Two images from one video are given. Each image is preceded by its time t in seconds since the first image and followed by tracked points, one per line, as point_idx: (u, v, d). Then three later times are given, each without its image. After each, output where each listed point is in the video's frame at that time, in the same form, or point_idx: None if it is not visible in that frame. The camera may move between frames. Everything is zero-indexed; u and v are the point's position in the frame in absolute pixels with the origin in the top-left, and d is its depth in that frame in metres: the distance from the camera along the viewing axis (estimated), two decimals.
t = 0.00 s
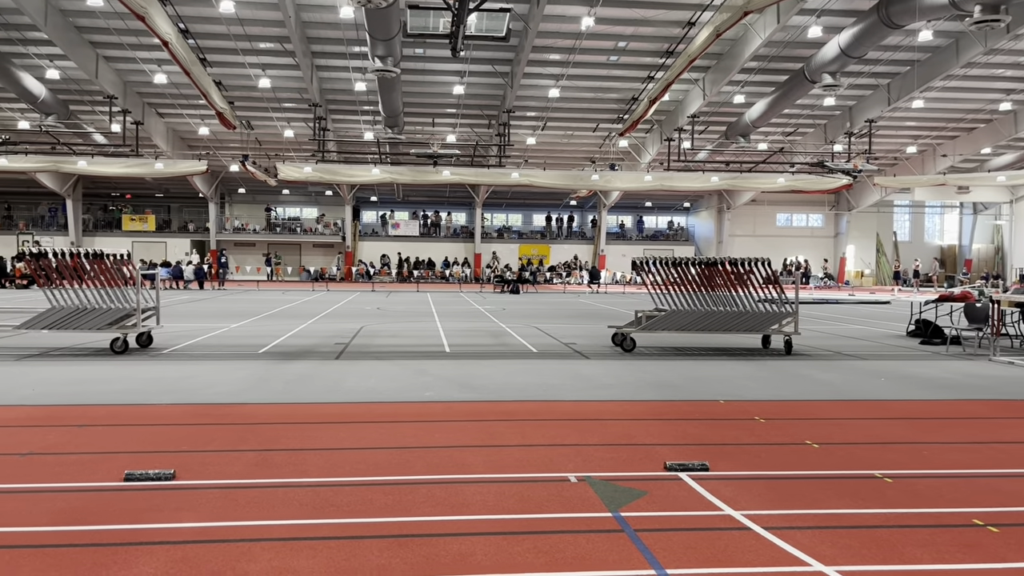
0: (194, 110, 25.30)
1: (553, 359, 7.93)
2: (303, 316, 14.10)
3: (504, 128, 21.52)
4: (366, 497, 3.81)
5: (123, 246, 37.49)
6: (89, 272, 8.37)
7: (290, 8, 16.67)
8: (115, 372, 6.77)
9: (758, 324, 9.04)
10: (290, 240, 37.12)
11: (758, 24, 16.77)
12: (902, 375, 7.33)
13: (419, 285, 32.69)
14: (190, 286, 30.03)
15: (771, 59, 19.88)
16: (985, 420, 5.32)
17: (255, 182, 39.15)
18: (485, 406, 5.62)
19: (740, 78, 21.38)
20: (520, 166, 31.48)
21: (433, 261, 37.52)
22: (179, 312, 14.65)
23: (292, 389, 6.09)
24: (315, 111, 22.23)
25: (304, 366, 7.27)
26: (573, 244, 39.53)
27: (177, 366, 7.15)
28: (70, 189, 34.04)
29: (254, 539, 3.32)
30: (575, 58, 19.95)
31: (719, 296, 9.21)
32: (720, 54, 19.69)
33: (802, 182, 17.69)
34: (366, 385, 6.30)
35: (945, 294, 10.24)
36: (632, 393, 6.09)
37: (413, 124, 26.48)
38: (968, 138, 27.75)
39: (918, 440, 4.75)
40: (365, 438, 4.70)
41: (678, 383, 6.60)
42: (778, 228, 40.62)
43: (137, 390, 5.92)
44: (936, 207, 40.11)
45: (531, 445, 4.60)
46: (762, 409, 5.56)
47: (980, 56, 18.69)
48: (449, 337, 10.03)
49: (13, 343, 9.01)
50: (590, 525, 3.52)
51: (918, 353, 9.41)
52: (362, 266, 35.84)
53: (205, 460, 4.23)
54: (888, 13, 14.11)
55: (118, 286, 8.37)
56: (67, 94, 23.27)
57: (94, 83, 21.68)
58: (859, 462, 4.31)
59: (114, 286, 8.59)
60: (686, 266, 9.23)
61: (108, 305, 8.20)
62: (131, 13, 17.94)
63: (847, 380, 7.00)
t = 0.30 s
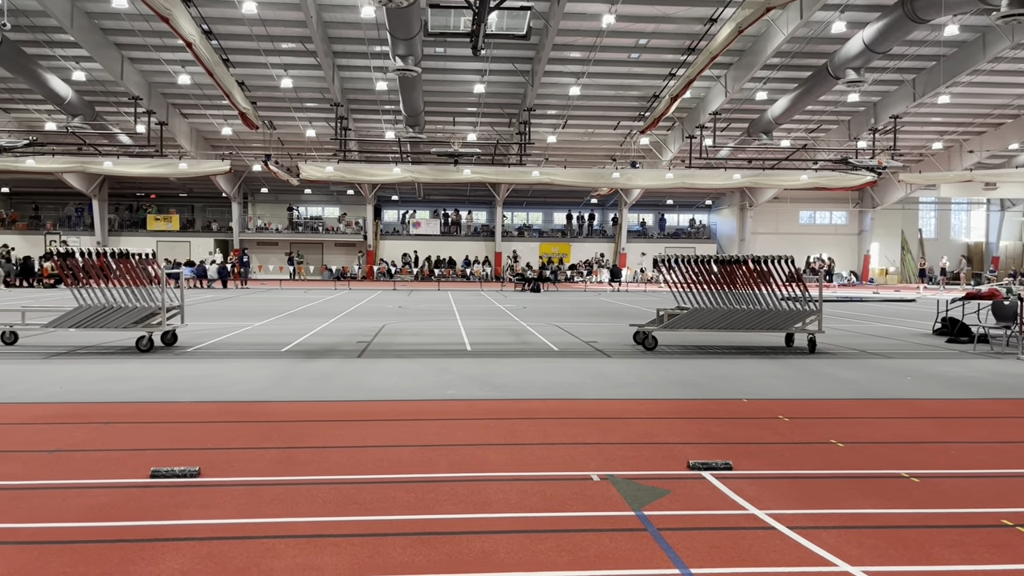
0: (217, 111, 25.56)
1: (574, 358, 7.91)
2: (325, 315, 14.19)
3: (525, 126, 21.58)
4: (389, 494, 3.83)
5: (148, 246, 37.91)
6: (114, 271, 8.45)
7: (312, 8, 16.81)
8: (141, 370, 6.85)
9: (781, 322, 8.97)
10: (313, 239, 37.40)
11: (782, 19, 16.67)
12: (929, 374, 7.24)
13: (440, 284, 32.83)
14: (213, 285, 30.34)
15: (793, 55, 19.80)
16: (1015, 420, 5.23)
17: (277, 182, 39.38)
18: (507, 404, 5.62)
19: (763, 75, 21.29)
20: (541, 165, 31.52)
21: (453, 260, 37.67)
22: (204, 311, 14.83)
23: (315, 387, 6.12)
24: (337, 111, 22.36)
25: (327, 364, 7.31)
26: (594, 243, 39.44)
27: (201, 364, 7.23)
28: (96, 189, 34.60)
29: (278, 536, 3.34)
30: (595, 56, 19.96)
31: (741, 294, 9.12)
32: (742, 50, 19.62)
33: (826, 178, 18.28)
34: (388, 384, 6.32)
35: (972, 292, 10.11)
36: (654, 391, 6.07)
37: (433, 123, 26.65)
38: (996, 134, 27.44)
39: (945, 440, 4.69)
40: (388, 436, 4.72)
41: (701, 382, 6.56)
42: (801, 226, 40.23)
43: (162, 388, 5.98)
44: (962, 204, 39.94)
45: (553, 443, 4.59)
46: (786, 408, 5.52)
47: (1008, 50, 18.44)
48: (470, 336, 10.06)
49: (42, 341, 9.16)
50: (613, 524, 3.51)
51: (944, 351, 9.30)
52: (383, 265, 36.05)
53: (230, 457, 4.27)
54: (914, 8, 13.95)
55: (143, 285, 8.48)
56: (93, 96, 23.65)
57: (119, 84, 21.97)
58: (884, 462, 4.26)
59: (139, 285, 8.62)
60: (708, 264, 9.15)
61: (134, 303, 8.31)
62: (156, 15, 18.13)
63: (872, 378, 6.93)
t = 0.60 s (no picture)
0: (239, 111, 25.80)
1: (595, 357, 7.91)
2: (347, 314, 14.30)
3: (545, 124, 21.61)
4: (412, 493, 3.83)
5: (172, 246, 38.36)
6: (139, 271, 8.54)
7: (333, 8, 16.93)
8: (166, 368, 6.93)
9: (804, 320, 8.93)
10: (334, 238, 37.72)
11: (804, 16, 16.57)
12: (956, 373, 7.15)
13: (460, 283, 32.99)
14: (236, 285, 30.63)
15: (816, 51, 19.71)
16: None
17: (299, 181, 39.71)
18: (529, 403, 5.63)
19: (785, 71, 21.22)
20: (561, 163, 31.57)
21: (474, 259, 37.82)
22: (227, 310, 14.99)
23: (338, 385, 6.18)
24: (358, 111, 22.49)
25: (349, 363, 7.36)
26: (614, 241, 39.40)
27: (225, 363, 7.30)
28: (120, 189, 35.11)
29: (303, 533, 3.36)
30: (616, 53, 19.98)
31: (764, 292, 9.12)
32: (764, 47, 19.55)
33: (849, 176, 17.99)
34: (410, 382, 6.35)
35: (998, 290, 10.00)
36: (677, 391, 6.05)
37: (454, 122, 26.84)
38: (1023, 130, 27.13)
39: (972, 440, 4.63)
40: (410, 435, 4.73)
41: (723, 381, 6.53)
42: (824, 224, 40.25)
43: (188, 387, 6.05)
44: (989, 201, 39.04)
45: (575, 442, 4.59)
46: (810, 407, 5.49)
47: None
48: (490, 334, 10.08)
49: (69, 340, 9.30)
50: (636, 523, 3.50)
51: (971, 350, 9.19)
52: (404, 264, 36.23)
53: (253, 455, 4.30)
54: (938, 2, 13.80)
55: (168, 285, 8.58)
56: (119, 97, 24.04)
57: (143, 85, 22.24)
58: (911, 462, 4.21)
59: (164, 284, 8.71)
60: (730, 263, 9.14)
61: (159, 303, 8.40)
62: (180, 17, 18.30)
63: (897, 377, 6.86)
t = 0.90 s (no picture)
0: (261, 112, 26.03)
1: (616, 356, 7.89)
2: (368, 313, 14.37)
3: (566, 123, 21.65)
4: (435, 491, 3.84)
5: (196, 245, 38.75)
6: (164, 271, 8.62)
7: (354, 9, 17.04)
8: (190, 367, 6.99)
9: (829, 319, 8.83)
10: (355, 238, 37.98)
11: (827, 12, 16.56)
12: (983, 373, 7.05)
13: (481, 281, 33.08)
14: (258, 284, 30.88)
15: (839, 47, 19.59)
16: None
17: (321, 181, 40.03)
18: (550, 401, 5.62)
19: (807, 68, 21.14)
20: (581, 162, 31.58)
21: (495, 258, 37.92)
22: (250, 309, 15.13)
23: (361, 384, 6.21)
24: (379, 110, 22.63)
25: (371, 362, 7.39)
26: (635, 240, 39.34)
27: (248, 361, 7.35)
28: (143, 190, 35.58)
29: (326, 531, 3.37)
30: (636, 51, 19.96)
31: (786, 291, 9.11)
32: (786, 44, 19.48)
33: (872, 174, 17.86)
34: (432, 381, 6.37)
35: None
36: (700, 390, 6.02)
37: (475, 121, 26.97)
38: None
39: (1001, 440, 4.57)
40: (433, 434, 4.74)
41: (747, 380, 6.48)
42: (847, 222, 39.76)
43: (213, 385, 6.11)
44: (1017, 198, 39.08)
45: (597, 441, 4.58)
46: (835, 407, 5.43)
47: None
48: (512, 333, 10.08)
49: (96, 338, 9.44)
50: (659, 522, 3.48)
51: (999, 349, 9.04)
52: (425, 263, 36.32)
53: (277, 453, 4.33)
54: None
55: (191, 284, 8.65)
56: (143, 99, 24.38)
57: (167, 87, 22.51)
58: (938, 463, 4.17)
59: (188, 284, 8.78)
60: (753, 262, 9.10)
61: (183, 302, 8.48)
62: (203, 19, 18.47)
63: (922, 377, 6.77)
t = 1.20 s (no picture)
0: (283, 112, 26.22)
1: (638, 355, 7.86)
2: (390, 312, 14.41)
3: (586, 122, 21.66)
4: (456, 490, 3.84)
5: (219, 245, 39.11)
6: (188, 270, 8.70)
7: (375, 9, 17.14)
8: (214, 366, 7.06)
9: (853, 318, 8.74)
10: (376, 237, 38.21)
11: (851, 8, 16.52)
12: (1011, 373, 6.94)
13: (502, 280, 33.12)
14: (281, 284, 31.12)
15: (862, 45, 19.45)
16: None
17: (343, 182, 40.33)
18: (572, 401, 5.61)
19: (830, 65, 21.00)
20: (602, 160, 31.57)
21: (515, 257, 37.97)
22: (274, 308, 15.27)
23: (384, 383, 6.23)
24: (400, 110, 22.73)
25: (393, 361, 7.42)
26: (656, 239, 39.21)
27: (271, 360, 7.41)
28: (166, 190, 35.96)
29: (349, 529, 3.39)
30: (657, 50, 19.93)
31: (809, 289, 9.01)
32: (808, 41, 19.39)
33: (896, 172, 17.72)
34: (455, 380, 6.38)
35: None
36: (723, 390, 5.98)
37: (496, 121, 27.09)
38: None
39: None
40: (455, 432, 4.75)
41: (771, 380, 6.43)
42: (871, 220, 39.55)
43: (238, 384, 6.16)
44: None
45: (619, 441, 4.57)
46: (860, 407, 5.38)
47: None
48: (533, 332, 10.10)
49: (122, 337, 9.57)
50: (682, 523, 3.46)
51: None
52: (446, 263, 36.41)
53: (300, 452, 4.35)
54: None
55: (215, 284, 8.72)
56: (167, 101, 24.71)
57: (190, 89, 22.76)
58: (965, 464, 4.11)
59: (212, 283, 8.81)
60: (775, 260, 9.06)
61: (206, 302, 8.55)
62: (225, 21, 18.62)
63: (948, 377, 6.69)
